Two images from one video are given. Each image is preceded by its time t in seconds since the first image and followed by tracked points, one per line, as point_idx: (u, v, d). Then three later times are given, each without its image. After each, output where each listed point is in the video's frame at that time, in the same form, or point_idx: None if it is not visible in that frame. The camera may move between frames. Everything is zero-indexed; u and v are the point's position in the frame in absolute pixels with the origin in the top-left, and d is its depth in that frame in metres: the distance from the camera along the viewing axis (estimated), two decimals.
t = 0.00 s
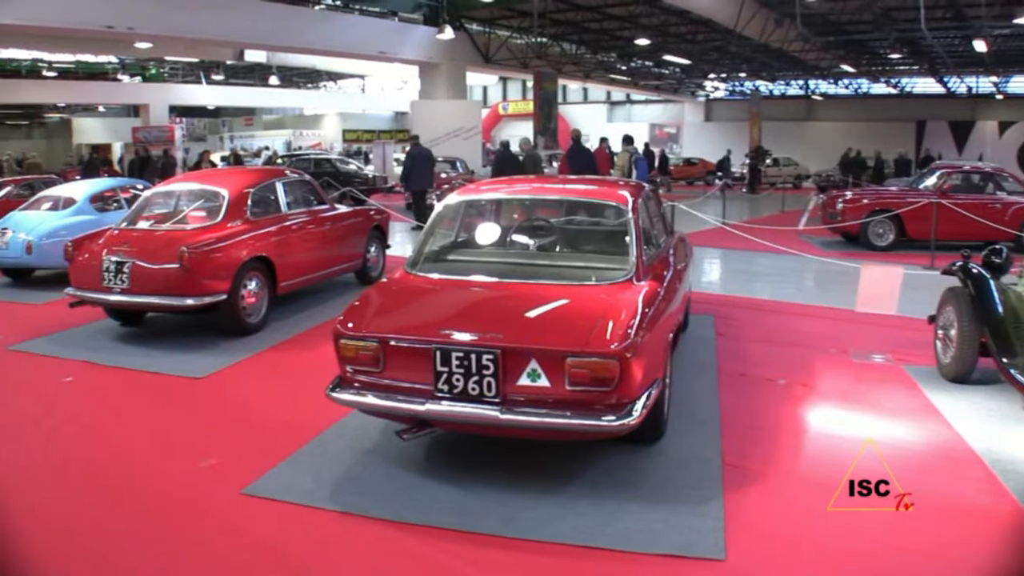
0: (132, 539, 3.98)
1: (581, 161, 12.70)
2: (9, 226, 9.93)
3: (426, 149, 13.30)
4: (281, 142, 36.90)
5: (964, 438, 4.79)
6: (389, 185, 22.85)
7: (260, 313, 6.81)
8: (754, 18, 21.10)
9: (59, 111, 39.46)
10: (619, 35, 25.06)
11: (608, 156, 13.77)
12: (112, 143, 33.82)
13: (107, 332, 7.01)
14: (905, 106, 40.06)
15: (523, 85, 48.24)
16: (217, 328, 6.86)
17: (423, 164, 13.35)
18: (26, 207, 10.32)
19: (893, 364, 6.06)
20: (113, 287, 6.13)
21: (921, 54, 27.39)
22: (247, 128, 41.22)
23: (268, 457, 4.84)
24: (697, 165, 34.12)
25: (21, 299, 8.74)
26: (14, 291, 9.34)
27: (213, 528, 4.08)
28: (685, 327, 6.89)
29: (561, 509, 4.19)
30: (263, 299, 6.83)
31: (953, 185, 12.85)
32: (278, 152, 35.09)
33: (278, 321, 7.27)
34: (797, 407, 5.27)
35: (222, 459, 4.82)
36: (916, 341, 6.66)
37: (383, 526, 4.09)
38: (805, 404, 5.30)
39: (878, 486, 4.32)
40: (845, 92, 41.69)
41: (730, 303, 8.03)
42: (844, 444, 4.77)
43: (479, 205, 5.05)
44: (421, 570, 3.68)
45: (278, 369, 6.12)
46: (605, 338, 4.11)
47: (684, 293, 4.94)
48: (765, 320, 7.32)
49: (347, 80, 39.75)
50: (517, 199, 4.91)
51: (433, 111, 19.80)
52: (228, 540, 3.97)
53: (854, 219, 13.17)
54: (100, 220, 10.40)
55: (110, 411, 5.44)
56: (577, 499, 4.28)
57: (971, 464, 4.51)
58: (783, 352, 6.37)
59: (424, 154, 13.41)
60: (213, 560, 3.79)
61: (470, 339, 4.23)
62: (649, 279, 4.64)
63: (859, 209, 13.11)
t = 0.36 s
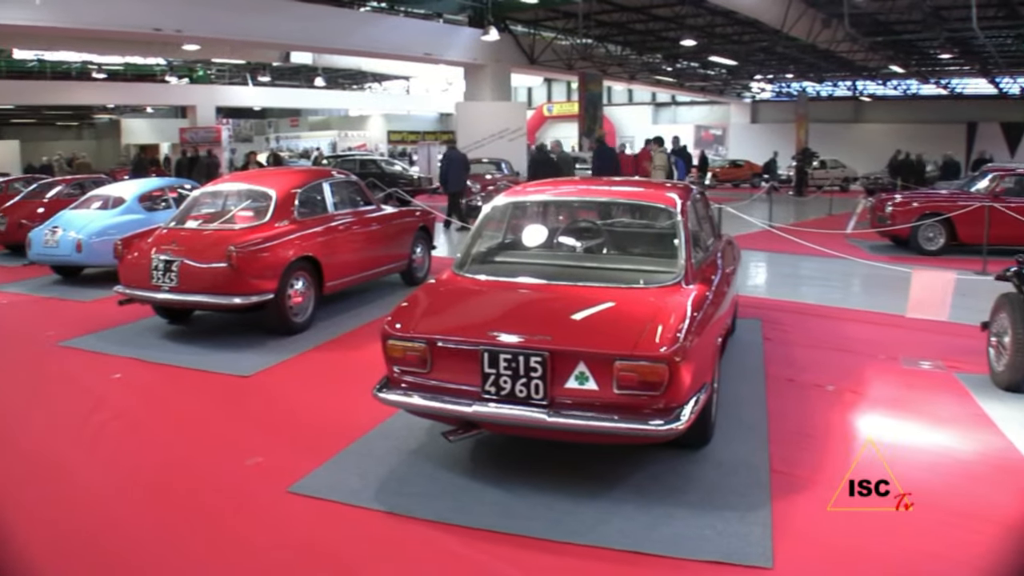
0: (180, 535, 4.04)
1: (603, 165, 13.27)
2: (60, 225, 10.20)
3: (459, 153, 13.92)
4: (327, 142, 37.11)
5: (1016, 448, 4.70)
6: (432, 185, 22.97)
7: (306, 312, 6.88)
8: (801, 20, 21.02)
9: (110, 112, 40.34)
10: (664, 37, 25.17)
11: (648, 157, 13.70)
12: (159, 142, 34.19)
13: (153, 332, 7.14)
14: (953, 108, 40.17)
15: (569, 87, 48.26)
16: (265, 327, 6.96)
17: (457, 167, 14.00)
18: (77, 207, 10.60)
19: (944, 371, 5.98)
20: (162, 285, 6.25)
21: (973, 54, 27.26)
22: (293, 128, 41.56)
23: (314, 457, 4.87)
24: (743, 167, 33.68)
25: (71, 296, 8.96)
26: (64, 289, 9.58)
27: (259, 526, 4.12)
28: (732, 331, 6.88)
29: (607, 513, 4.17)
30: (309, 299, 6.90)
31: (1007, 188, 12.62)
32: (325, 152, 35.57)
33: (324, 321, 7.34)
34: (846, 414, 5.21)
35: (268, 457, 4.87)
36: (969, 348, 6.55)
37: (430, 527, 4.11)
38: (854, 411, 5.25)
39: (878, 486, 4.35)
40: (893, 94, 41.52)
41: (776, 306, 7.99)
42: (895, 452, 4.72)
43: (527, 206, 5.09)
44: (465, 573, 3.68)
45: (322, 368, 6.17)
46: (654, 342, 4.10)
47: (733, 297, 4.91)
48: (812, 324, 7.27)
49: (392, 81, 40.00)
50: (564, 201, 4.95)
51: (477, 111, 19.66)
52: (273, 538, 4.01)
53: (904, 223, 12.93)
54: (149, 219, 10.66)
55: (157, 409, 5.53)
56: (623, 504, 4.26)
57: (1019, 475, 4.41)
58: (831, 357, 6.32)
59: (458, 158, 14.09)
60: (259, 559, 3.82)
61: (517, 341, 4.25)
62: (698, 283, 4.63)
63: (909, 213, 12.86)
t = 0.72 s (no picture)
0: (235, 533, 4.09)
1: (637, 169, 13.31)
2: (116, 226, 10.39)
3: (504, 156, 13.98)
4: (379, 145, 37.21)
5: None
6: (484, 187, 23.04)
7: (359, 314, 6.99)
8: (857, 22, 20.77)
9: (166, 114, 41.41)
10: (718, 39, 25.29)
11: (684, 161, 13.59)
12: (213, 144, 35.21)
13: (207, 333, 7.28)
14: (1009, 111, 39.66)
15: (621, 90, 48.20)
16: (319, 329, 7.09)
17: (500, 169, 14.10)
18: (133, 208, 10.81)
19: (1003, 381, 5.87)
20: (217, 286, 6.39)
21: None
22: (346, 131, 41.84)
23: (367, 458, 4.91)
24: (798, 171, 33.31)
25: (127, 296, 9.18)
26: (120, 288, 9.81)
27: (312, 525, 4.16)
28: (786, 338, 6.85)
29: (660, 520, 4.14)
30: (363, 300, 6.99)
31: None
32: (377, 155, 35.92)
33: (376, 322, 7.42)
34: (903, 423, 5.15)
35: (322, 458, 4.92)
36: None
37: (481, 530, 4.11)
38: (911, 420, 5.18)
39: (877, 486, 4.38)
40: (950, 97, 41.42)
41: (831, 313, 7.92)
42: (951, 462, 4.64)
43: (581, 210, 5.11)
44: None
45: (374, 371, 6.21)
46: (711, 348, 4.07)
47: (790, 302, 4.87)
48: (867, 332, 7.19)
49: (444, 83, 40.28)
50: (618, 204, 4.95)
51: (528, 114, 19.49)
52: (327, 538, 4.04)
53: (963, 229, 12.61)
54: (206, 220, 10.82)
55: (211, 408, 5.62)
56: (676, 510, 4.23)
57: None
58: (887, 365, 6.26)
59: (502, 159, 14.12)
60: (311, 558, 3.85)
61: (572, 345, 4.25)
62: (754, 288, 4.59)
63: (968, 218, 12.55)
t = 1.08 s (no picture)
0: (274, 532, 4.13)
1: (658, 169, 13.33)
2: (158, 224, 10.50)
3: (532, 155, 14.32)
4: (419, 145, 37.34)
5: None
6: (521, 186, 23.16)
7: (400, 313, 7.11)
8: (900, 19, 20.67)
9: (206, 113, 42.27)
10: (758, 39, 25.59)
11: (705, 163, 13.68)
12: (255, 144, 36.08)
13: (246, 333, 7.37)
14: None
15: (660, 89, 48.10)
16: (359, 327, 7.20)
17: (527, 168, 14.36)
18: (175, 207, 10.94)
19: None
20: (257, 284, 6.55)
21: None
22: (386, 131, 42.13)
23: (406, 457, 4.95)
24: (840, 171, 32.91)
25: (168, 295, 9.32)
26: (161, 286, 9.96)
27: (351, 525, 4.18)
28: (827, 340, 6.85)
29: (700, 523, 4.12)
30: (402, 300, 7.12)
31: None
32: (416, 154, 36.23)
33: (416, 322, 7.52)
34: (948, 428, 5.10)
35: (360, 457, 4.96)
36: None
37: (519, 531, 4.10)
38: (956, 425, 5.14)
39: (877, 487, 4.37)
40: (995, 95, 41.12)
41: (873, 315, 7.88)
42: (997, 468, 4.59)
43: (622, 210, 5.14)
44: None
45: (410, 372, 6.24)
46: (753, 350, 4.05)
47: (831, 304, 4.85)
48: (910, 334, 7.15)
49: (484, 83, 40.51)
50: (660, 204, 4.98)
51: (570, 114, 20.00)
52: (366, 538, 4.05)
53: (1008, 229, 12.40)
54: (246, 219, 10.94)
55: (250, 407, 5.68)
56: (718, 514, 4.20)
57: None
58: (930, 368, 6.22)
59: (529, 158, 14.39)
60: (350, 558, 3.87)
61: (612, 347, 4.25)
62: (797, 290, 4.57)
63: (1013, 219, 12.34)
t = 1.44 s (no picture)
0: (309, 533, 4.17)
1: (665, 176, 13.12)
2: (193, 225, 10.66)
3: (557, 158, 14.35)
4: (453, 147, 37.42)
5: None
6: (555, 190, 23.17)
7: (433, 316, 7.18)
8: (938, 23, 20.48)
9: (241, 116, 42.96)
10: (793, 42, 25.75)
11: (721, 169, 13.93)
12: (290, 145, 36.99)
13: (278, 334, 7.43)
14: None
15: (695, 93, 48.13)
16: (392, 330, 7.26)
17: (552, 171, 14.34)
18: (210, 208, 11.08)
19: None
20: (292, 286, 6.64)
21: None
22: (419, 133, 42.33)
23: (439, 460, 4.98)
24: (876, 176, 32.62)
25: (202, 295, 9.44)
26: (196, 286, 10.07)
27: (385, 527, 4.21)
28: (864, 347, 6.83)
29: (734, 530, 4.12)
30: (436, 303, 7.19)
31: None
32: (449, 158, 36.43)
33: (449, 326, 7.59)
34: (986, 438, 5.07)
35: (393, 458, 5.01)
36: None
37: (553, 535, 4.12)
38: (994, 435, 5.11)
39: (878, 486, 4.46)
40: None
41: (911, 322, 7.83)
42: None
43: (658, 215, 5.16)
44: None
45: (442, 375, 6.27)
46: (790, 358, 4.04)
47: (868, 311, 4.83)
48: (948, 342, 7.11)
49: (518, 86, 40.67)
50: (696, 210, 4.98)
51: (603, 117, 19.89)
52: (399, 541, 4.08)
53: None
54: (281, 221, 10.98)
55: (283, 408, 5.74)
56: (753, 522, 4.19)
57: None
58: (969, 376, 6.18)
59: (554, 161, 14.38)
60: (383, 559, 3.90)
61: (647, 352, 4.27)
62: (834, 297, 4.56)
63: None
